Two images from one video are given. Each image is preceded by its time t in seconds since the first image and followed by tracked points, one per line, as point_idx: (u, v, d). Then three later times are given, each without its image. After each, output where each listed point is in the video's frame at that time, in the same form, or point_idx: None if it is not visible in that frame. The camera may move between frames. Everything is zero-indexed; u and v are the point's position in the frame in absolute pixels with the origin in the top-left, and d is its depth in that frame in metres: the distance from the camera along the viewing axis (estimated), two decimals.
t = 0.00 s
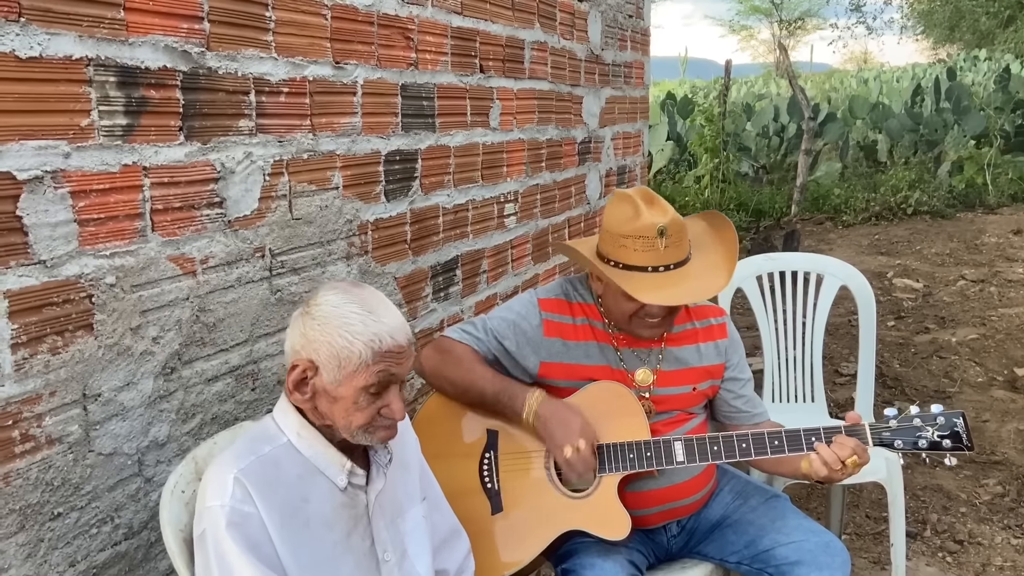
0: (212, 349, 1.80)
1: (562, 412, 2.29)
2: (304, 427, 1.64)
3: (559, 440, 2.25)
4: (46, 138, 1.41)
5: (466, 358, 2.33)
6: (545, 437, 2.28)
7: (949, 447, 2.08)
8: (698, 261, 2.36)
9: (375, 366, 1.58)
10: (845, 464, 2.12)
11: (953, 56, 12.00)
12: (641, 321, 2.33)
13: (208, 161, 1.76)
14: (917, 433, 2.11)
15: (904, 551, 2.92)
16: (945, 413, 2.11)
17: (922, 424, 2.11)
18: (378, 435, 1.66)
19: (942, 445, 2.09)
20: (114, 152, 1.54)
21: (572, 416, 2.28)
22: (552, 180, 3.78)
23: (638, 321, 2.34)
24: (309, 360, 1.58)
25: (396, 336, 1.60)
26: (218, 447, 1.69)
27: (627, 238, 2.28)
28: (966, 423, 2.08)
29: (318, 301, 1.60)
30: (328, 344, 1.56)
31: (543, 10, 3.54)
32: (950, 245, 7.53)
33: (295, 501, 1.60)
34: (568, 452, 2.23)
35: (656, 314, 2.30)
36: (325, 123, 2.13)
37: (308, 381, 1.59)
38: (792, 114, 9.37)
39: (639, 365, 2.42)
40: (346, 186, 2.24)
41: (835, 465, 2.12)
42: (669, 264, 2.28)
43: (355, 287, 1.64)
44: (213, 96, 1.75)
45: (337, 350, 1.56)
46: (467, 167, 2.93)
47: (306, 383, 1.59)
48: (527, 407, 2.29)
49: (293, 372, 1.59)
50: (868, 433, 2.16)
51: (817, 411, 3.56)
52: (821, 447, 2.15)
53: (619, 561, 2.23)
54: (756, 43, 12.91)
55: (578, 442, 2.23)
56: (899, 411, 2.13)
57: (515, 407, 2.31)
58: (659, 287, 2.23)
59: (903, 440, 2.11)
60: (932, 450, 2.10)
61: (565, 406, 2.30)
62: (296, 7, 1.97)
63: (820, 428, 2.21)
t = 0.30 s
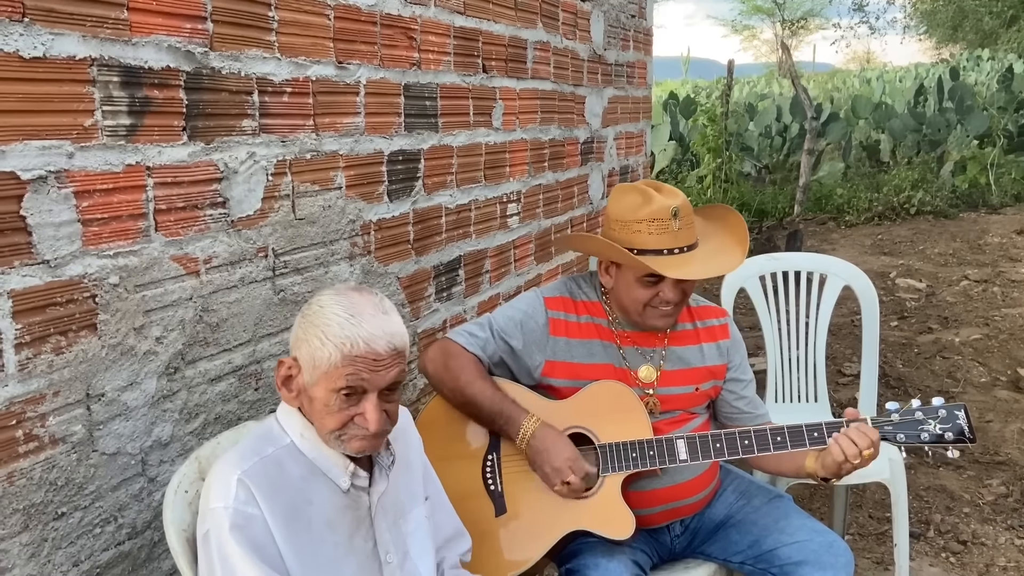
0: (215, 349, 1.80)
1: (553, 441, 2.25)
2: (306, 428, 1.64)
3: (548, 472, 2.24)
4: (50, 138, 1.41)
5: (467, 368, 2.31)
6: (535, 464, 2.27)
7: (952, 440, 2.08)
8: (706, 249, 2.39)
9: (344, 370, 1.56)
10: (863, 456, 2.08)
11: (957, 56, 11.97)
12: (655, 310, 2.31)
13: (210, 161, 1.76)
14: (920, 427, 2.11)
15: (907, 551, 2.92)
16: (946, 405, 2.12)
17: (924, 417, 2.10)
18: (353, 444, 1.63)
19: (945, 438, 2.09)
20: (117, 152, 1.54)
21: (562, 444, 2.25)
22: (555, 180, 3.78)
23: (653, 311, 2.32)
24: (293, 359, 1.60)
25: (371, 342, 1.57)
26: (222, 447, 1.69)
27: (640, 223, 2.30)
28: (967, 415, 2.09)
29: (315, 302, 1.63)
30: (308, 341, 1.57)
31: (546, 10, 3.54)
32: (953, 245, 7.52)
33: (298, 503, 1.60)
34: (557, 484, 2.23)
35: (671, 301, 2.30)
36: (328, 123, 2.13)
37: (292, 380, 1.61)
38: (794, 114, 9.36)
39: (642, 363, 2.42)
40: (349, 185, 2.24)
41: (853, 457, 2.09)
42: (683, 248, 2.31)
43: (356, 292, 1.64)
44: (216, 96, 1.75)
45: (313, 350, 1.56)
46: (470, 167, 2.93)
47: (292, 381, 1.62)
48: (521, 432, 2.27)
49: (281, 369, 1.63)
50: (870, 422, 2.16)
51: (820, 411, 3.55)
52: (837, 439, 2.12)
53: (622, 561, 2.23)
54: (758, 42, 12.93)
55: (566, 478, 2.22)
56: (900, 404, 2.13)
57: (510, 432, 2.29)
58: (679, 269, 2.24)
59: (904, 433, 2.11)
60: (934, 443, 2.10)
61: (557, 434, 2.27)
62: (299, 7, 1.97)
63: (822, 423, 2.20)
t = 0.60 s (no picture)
0: (218, 350, 1.80)
1: (546, 456, 2.23)
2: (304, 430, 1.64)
3: (538, 487, 2.22)
4: (53, 139, 1.42)
5: (468, 370, 2.31)
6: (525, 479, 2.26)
7: (957, 445, 2.09)
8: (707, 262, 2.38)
9: (322, 367, 1.56)
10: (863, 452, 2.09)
11: (959, 56, 11.95)
12: (664, 325, 2.31)
13: (213, 162, 1.76)
14: (925, 431, 2.11)
15: (910, 552, 2.92)
16: (952, 411, 2.11)
17: (929, 422, 2.10)
18: (334, 446, 1.62)
19: (950, 443, 2.09)
20: (121, 153, 1.54)
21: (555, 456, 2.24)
22: (557, 180, 3.78)
23: (660, 326, 2.32)
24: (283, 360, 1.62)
25: (352, 340, 1.57)
26: (223, 448, 1.69)
27: (641, 246, 2.27)
28: (973, 421, 2.09)
29: (305, 302, 1.64)
30: (294, 344, 1.58)
31: (548, 11, 3.54)
32: (955, 246, 7.51)
33: (296, 505, 1.60)
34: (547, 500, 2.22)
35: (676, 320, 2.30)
36: (331, 124, 2.13)
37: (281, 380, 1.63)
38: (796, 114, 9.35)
39: (649, 368, 2.41)
40: (351, 186, 2.24)
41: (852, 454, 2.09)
42: (685, 268, 2.29)
43: (346, 293, 1.64)
44: (219, 97, 1.75)
45: (296, 350, 1.57)
46: (472, 168, 2.93)
47: (282, 381, 1.63)
48: (512, 443, 2.26)
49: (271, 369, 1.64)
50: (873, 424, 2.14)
51: (823, 411, 3.55)
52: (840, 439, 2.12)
53: (625, 562, 2.23)
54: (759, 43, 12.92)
55: (556, 495, 2.20)
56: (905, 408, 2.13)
57: (501, 441, 2.29)
58: (681, 293, 2.23)
59: (910, 438, 2.11)
60: (939, 448, 2.10)
61: (549, 450, 2.25)
62: (302, 8, 1.97)
63: (827, 426, 2.20)
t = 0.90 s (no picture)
0: (222, 349, 1.81)
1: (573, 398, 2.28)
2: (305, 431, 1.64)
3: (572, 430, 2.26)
4: (58, 139, 1.42)
5: (474, 355, 2.33)
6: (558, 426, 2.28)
7: (961, 449, 2.08)
8: (693, 271, 2.35)
9: (329, 374, 1.55)
10: (867, 456, 2.08)
11: (962, 55, 11.93)
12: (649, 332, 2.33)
13: (217, 162, 1.76)
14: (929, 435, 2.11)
15: (913, 552, 2.91)
16: (957, 414, 2.12)
17: (934, 425, 2.11)
18: (338, 449, 1.62)
19: (954, 447, 2.09)
20: (125, 153, 1.55)
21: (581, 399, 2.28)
22: (559, 180, 3.78)
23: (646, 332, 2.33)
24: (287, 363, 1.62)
25: (360, 347, 1.56)
26: (227, 448, 1.69)
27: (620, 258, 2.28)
28: (978, 424, 2.09)
29: (307, 305, 1.63)
30: (297, 350, 1.57)
31: (550, 11, 3.54)
32: (958, 246, 7.50)
33: (298, 505, 1.60)
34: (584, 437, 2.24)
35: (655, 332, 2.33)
36: (334, 123, 2.14)
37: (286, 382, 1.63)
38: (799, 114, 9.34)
39: (649, 369, 2.40)
40: (354, 186, 2.24)
41: (857, 456, 2.09)
42: (663, 283, 2.27)
43: (349, 294, 1.63)
44: (223, 97, 1.75)
45: (301, 355, 1.56)
46: (475, 167, 2.93)
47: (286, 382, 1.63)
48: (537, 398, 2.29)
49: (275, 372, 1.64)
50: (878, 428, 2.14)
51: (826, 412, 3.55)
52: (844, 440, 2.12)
53: (628, 561, 2.23)
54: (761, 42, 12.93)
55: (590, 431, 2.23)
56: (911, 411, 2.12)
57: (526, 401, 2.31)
58: (650, 310, 2.24)
59: (914, 441, 2.11)
60: (944, 451, 2.10)
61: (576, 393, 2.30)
62: (306, 8, 1.97)
63: (832, 428, 2.20)
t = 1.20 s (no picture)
0: (224, 348, 1.81)
1: (566, 433, 2.26)
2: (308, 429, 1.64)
3: (560, 463, 2.25)
4: (60, 137, 1.42)
5: (477, 364, 2.32)
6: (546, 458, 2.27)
7: (962, 444, 2.07)
8: (691, 274, 2.34)
9: (331, 375, 1.55)
10: (867, 453, 2.09)
11: (965, 54, 11.92)
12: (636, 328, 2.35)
13: (219, 160, 1.76)
14: (930, 430, 2.09)
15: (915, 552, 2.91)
16: (957, 408, 2.10)
17: (934, 420, 2.09)
18: (342, 448, 1.62)
19: (955, 442, 2.08)
20: (127, 151, 1.55)
21: (573, 432, 2.26)
22: (561, 179, 3.78)
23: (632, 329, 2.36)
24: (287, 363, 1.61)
25: (362, 348, 1.56)
26: (229, 446, 1.70)
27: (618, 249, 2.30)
28: (978, 419, 2.07)
29: (308, 305, 1.62)
30: (298, 344, 1.57)
31: (552, 10, 3.54)
32: (961, 245, 7.49)
33: (301, 503, 1.61)
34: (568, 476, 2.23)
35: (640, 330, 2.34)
36: (336, 122, 2.13)
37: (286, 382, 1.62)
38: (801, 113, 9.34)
39: (649, 369, 2.41)
40: (356, 185, 2.24)
41: (857, 453, 2.10)
42: (654, 282, 2.27)
43: (349, 295, 1.63)
44: (225, 95, 1.75)
45: (302, 356, 1.56)
46: (476, 166, 2.93)
47: (287, 382, 1.62)
48: (532, 424, 2.28)
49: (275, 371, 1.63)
50: (879, 426, 2.15)
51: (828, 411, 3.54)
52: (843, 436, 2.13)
53: (629, 560, 2.23)
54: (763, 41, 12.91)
55: (578, 470, 2.22)
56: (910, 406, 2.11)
57: (520, 425, 2.30)
58: (632, 305, 2.26)
59: (914, 436, 2.09)
60: (945, 446, 2.08)
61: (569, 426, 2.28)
62: (308, 6, 1.97)
63: (831, 424, 2.19)
